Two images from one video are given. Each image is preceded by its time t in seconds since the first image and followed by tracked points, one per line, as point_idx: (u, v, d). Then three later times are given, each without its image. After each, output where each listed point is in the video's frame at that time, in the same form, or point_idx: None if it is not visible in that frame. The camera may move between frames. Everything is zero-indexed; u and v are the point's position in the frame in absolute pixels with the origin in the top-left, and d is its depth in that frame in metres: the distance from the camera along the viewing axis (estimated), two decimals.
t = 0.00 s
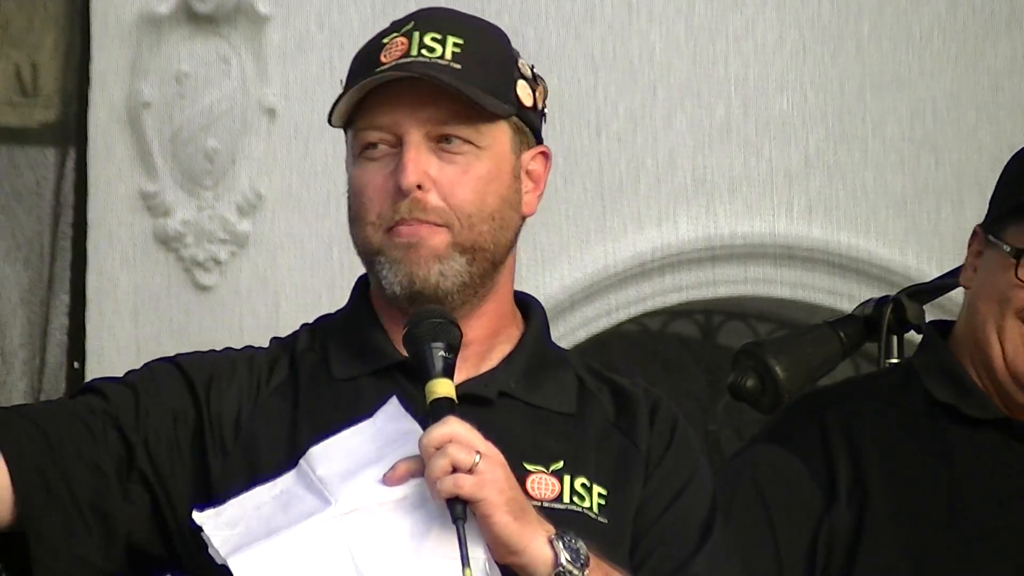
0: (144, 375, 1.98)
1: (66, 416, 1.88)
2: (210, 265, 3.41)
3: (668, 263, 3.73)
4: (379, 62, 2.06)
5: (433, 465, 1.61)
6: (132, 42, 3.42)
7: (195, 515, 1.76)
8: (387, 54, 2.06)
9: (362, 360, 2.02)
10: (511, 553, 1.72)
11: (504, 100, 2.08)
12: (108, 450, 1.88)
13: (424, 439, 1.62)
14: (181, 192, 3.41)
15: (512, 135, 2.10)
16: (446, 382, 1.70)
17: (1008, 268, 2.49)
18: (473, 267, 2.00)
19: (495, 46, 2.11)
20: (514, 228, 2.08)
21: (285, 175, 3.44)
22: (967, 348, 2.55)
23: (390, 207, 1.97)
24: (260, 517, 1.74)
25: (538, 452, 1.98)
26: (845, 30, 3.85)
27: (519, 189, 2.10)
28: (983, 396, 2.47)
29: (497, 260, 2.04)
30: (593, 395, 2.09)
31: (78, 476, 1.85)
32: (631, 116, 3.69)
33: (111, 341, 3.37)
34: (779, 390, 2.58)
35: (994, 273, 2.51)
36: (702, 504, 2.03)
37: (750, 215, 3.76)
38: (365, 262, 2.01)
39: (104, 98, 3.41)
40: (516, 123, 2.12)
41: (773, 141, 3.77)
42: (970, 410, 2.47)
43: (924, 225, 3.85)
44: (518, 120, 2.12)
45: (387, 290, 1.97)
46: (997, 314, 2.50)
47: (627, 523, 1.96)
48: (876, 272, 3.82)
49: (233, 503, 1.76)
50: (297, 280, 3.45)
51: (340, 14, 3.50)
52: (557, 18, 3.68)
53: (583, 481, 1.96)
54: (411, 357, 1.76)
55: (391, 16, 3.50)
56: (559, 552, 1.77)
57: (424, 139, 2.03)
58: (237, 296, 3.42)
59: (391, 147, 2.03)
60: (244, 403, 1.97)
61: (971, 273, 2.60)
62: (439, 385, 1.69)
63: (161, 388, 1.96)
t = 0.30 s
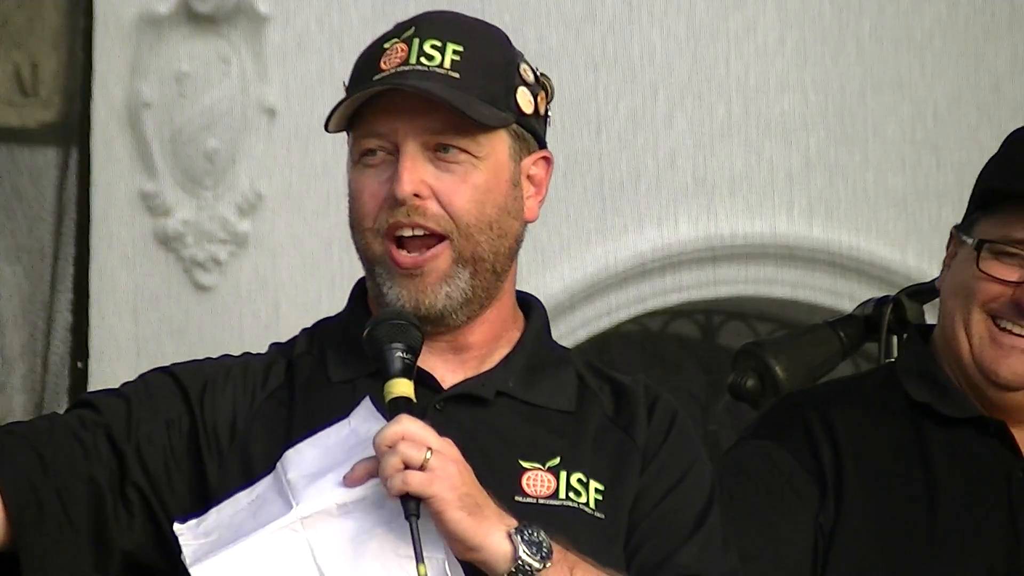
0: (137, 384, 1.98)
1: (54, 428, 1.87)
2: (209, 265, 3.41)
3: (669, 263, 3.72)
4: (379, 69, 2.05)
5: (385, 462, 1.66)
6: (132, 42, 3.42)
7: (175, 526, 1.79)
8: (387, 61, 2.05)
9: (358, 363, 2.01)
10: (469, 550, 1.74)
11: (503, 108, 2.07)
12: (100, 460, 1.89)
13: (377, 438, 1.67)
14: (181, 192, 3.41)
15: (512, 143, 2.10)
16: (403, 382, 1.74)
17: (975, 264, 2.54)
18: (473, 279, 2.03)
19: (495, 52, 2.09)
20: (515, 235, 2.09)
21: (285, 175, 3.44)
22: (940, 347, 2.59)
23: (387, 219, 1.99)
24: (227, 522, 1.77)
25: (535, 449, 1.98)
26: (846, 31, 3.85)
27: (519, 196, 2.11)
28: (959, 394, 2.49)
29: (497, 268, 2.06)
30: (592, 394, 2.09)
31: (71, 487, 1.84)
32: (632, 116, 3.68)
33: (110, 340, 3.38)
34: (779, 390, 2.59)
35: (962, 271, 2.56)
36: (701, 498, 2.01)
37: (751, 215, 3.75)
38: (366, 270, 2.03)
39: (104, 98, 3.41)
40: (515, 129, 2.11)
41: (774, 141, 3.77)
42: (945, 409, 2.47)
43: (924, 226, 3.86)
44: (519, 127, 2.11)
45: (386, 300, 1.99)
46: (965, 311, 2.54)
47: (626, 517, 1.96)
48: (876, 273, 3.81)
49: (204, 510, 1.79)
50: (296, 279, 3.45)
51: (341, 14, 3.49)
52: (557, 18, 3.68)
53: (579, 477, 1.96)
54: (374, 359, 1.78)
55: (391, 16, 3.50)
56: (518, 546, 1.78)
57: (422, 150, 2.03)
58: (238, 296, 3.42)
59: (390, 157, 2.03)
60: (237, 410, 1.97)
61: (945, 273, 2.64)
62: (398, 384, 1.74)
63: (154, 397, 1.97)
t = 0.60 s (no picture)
0: (131, 385, 2.06)
1: (45, 427, 1.98)
2: (210, 265, 3.41)
3: (670, 263, 3.73)
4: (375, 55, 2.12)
5: (381, 458, 1.66)
6: (133, 41, 3.41)
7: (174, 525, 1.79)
8: (383, 48, 2.12)
9: (353, 358, 2.06)
10: (466, 545, 1.75)
11: (495, 104, 2.12)
12: (88, 457, 1.97)
13: (374, 434, 1.66)
14: (181, 192, 3.41)
15: (500, 140, 2.13)
16: (401, 376, 1.73)
17: (946, 261, 2.69)
18: (446, 268, 2.04)
19: (493, 49, 2.14)
20: (494, 231, 2.12)
21: (285, 175, 3.45)
22: (922, 348, 2.73)
23: (362, 200, 2.02)
24: (227, 519, 1.77)
25: (530, 444, 2.01)
26: (846, 32, 3.85)
27: (503, 193, 2.14)
28: (938, 394, 2.62)
29: (472, 260, 2.08)
30: (592, 382, 2.13)
31: (58, 482, 1.94)
32: (632, 116, 3.67)
33: (110, 340, 3.37)
34: (778, 388, 2.80)
35: (936, 269, 2.71)
36: (701, 493, 2.04)
37: (751, 216, 3.75)
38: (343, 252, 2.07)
39: (103, 97, 3.40)
40: (506, 128, 2.15)
41: (774, 142, 3.77)
42: (924, 408, 2.60)
43: (924, 227, 3.86)
44: (509, 126, 2.15)
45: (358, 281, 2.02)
46: (940, 308, 2.68)
47: (622, 510, 1.99)
48: (876, 273, 3.82)
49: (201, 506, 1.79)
50: (297, 279, 3.46)
51: (341, 14, 3.51)
52: (558, 18, 3.66)
53: (574, 471, 1.99)
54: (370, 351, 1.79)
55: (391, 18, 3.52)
56: (515, 541, 1.80)
57: (404, 136, 2.07)
58: (238, 296, 3.43)
59: (374, 141, 2.08)
60: (230, 406, 2.02)
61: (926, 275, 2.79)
62: (396, 378, 1.73)
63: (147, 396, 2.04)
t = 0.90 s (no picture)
0: (144, 386, 2.07)
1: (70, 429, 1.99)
2: (210, 265, 3.41)
3: (670, 262, 3.72)
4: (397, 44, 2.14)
5: (364, 426, 1.72)
6: (132, 41, 3.41)
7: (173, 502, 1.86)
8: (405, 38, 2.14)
9: (359, 353, 2.09)
10: (446, 516, 1.79)
11: (514, 92, 2.15)
12: (112, 456, 1.98)
13: (359, 404, 1.73)
14: (181, 192, 3.41)
15: (521, 128, 2.16)
16: (390, 351, 1.79)
17: (930, 260, 2.71)
18: (469, 253, 2.06)
19: (512, 40, 2.17)
20: (516, 217, 2.14)
21: (285, 175, 3.45)
22: (913, 349, 2.74)
23: (388, 184, 2.03)
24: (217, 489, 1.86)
25: (531, 441, 2.02)
26: (847, 34, 3.85)
27: (524, 181, 2.16)
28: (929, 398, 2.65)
29: (495, 244, 2.09)
30: (597, 386, 2.13)
31: (88, 481, 1.95)
32: (633, 118, 3.68)
33: (110, 340, 3.38)
34: (778, 389, 2.80)
35: (922, 269, 2.73)
36: (700, 491, 2.04)
37: (751, 216, 3.76)
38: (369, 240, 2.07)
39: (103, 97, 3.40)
40: (527, 117, 2.18)
41: (774, 142, 3.77)
42: (913, 412, 2.64)
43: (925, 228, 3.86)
44: (529, 115, 2.18)
45: (382, 267, 2.01)
46: (926, 307, 2.70)
47: (622, 508, 1.99)
48: (877, 273, 3.82)
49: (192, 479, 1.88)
50: (297, 279, 3.46)
51: (342, 16, 3.50)
52: (558, 20, 3.67)
53: (574, 467, 2.00)
54: (363, 329, 1.84)
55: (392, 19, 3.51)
56: (496, 515, 1.83)
57: (429, 122, 2.09)
58: (238, 296, 3.43)
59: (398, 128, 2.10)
60: (240, 407, 2.05)
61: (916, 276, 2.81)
62: (386, 352, 1.79)
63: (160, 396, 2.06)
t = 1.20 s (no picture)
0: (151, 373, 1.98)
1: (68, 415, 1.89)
2: (210, 265, 3.41)
3: (671, 262, 3.72)
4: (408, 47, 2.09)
5: (373, 412, 1.66)
6: (132, 41, 3.41)
7: (172, 480, 1.82)
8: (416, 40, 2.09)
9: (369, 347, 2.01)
10: (452, 505, 1.73)
11: (526, 97, 2.10)
12: (110, 447, 1.89)
13: (369, 389, 1.67)
14: (181, 192, 3.41)
15: (531, 132, 2.11)
16: (401, 339, 1.75)
17: (914, 260, 2.72)
18: (479, 258, 2.00)
19: (524, 44, 2.12)
20: (526, 222, 2.09)
21: (285, 175, 3.45)
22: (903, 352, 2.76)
23: (398, 189, 1.98)
24: (221, 470, 1.81)
25: (538, 442, 1.99)
26: (848, 35, 3.85)
27: (535, 186, 2.11)
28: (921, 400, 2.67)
29: (505, 250, 2.04)
30: (605, 392, 2.10)
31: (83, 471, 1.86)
32: (633, 118, 3.68)
33: (110, 340, 3.38)
34: (779, 388, 2.77)
35: (908, 270, 2.74)
36: (704, 491, 2.03)
37: (751, 217, 3.76)
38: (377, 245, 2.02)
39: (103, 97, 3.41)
40: (538, 121, 2.13)
41: (774, 143, 3.77)
42: (903, 414, 2.67)
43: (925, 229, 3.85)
44: (540, 119, 2.13)
45: (391, 268, 1.94)
46: (912, 309, 2.71)
47: (628, 511, 1.96)
48: (877, 274, 3.83)
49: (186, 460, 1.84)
50: (297, 280, 3.46)
51: (342, 16, 3.49)
52: (559, 20, 3.66)
53: (582, 469, 1.96)
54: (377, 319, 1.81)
55: (392, 20, 3.51)
56: (503, 506, 1.77)
57: (439, 127, 2.04)
58: (237, 296, 3.43)
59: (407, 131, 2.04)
60: (248, 401, 1.95)
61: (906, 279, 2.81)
62: (398, 342, 1.75)
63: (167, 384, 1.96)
